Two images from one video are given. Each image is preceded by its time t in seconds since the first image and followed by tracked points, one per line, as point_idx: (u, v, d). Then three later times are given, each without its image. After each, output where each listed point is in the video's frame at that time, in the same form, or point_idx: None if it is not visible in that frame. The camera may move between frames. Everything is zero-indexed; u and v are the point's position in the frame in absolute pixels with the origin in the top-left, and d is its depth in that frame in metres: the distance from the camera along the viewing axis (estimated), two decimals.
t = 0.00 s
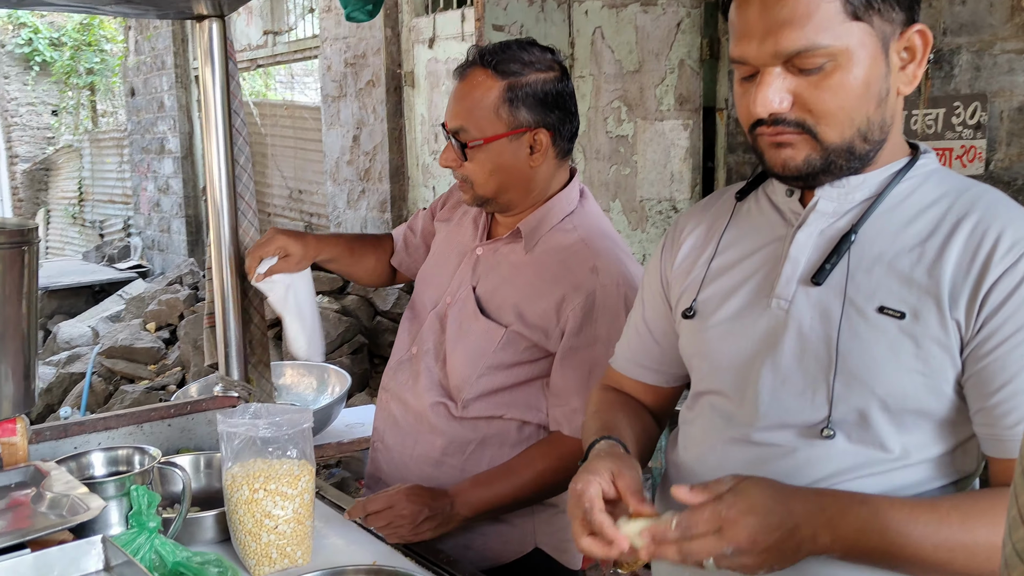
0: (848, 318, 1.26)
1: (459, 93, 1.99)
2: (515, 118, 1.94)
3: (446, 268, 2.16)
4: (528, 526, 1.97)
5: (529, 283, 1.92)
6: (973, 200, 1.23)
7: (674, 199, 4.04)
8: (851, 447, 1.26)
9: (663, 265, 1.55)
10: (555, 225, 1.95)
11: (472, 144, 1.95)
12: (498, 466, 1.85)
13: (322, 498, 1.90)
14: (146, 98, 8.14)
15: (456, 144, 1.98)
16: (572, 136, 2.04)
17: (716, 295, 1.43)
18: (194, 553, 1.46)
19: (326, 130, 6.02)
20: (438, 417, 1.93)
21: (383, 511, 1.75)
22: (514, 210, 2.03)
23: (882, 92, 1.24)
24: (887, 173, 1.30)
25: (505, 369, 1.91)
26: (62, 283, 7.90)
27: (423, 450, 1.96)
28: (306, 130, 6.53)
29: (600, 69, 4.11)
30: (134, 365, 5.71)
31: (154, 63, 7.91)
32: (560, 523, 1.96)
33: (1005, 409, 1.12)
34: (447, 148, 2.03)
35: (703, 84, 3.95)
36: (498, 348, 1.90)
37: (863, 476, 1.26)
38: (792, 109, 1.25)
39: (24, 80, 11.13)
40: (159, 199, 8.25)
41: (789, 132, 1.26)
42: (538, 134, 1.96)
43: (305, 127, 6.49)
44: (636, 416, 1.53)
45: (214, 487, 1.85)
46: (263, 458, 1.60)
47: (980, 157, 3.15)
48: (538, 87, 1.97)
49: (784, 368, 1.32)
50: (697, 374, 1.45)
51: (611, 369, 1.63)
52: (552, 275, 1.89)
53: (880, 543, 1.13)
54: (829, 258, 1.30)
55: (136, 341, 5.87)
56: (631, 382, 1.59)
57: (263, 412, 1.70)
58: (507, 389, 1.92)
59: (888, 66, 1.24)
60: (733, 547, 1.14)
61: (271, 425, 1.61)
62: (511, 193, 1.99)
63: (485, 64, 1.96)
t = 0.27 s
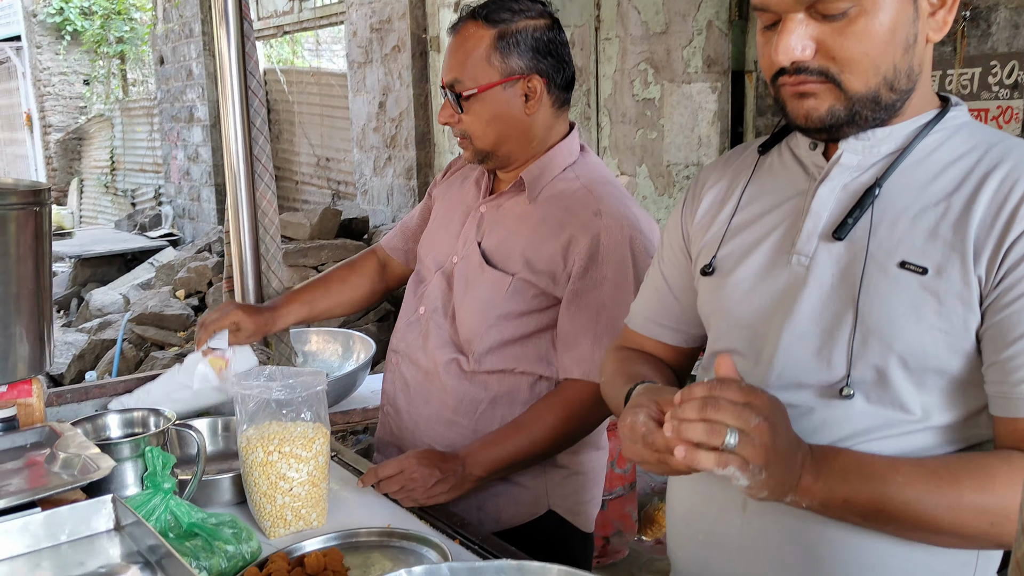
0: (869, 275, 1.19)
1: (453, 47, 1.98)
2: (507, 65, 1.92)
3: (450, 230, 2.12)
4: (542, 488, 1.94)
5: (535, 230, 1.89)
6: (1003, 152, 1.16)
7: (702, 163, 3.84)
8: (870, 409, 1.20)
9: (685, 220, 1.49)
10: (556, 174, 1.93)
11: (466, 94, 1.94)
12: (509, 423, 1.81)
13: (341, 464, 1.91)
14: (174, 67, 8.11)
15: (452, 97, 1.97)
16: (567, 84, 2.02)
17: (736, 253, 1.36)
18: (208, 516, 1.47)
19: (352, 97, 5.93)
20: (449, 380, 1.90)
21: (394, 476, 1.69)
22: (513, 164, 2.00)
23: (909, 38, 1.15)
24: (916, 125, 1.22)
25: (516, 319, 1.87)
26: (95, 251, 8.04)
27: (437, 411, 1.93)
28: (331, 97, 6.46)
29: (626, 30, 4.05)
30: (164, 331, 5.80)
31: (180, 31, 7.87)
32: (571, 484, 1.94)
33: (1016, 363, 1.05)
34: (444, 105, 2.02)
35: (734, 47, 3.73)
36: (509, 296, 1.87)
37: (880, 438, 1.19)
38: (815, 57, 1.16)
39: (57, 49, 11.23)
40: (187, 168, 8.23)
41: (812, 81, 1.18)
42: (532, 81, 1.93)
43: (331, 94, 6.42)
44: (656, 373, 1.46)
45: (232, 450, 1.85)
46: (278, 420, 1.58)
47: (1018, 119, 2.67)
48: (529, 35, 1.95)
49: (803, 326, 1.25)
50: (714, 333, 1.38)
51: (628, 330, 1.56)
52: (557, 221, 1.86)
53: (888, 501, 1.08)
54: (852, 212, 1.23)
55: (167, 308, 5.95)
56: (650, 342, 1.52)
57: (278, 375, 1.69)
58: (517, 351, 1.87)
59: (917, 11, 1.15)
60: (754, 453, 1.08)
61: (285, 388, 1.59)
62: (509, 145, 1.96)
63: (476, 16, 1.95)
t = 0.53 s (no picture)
0: (888, 231, 1.14)
1: (436, 8, 1.92)
2: (491, 25, 1.85)
3: (446, 191, 2.08)
4: (556, 451, 1.92)
5: (536, 182, 1.86)
6: None
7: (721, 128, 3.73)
8: (887, 370, 1.14)
9: (701, 175, 1.43)
10: (553, 127, 1.90)
11: (451, 57, 1.87)
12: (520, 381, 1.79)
13: (354, 430, 1.91)
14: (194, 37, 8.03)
15: (437, 61, 1.90)
16: (553, 39, 1.94)
17: (753, 209, 1.30)
18: (221, 479, 1.47)
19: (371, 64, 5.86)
20: (461, 342, 1.88)
21: (408, 442, 1.67)
22: (503, 125, 1.95)
23: None
24: (940, 76, 1.15)
25: (523, 273, 1.85)
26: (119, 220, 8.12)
27: (450, 374, 1.91)
28: (350, 64, 6.38)
29: None
30: (187, 300, 5.85)
31: None
32: (583, 446, 1.92)
33: None
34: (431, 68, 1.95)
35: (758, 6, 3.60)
36: (516, 249, 1.84)
37: (896, 400, 1.15)
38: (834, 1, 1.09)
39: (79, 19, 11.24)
40: (209, 137, 8.22)
41: (830, 28, 1.11)
42: (517, 39, 1.87)
43: (350, 62, 6.34)
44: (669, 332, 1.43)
45: (247, 415, 1.85)
46: (290, 385, 1.57)
47: None
48: None
49: (818, 283, 1.19)
50: (728, 292, 1.33)
51: (638, 286, 1.52)
52: (557, 172, 1.84)
53: (915, 468, 1.00)
54: (872, 164, 1.17)
55: (189, 277, 6.00)
56: (660, 298, 1.48)
57: (289, 339, 1.67)
58: (527, 307, 1.86)
59: None
60: (751, 413, 0.99)
61: (295, 351, 1.57)
62: (498, 106, 1.91)
63: None
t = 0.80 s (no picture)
0: (917, 200, 1.09)
1: None
2: None
3: (449, 164, 2.04)
4: (573, 423, 1.91)
5: (537, 148, 1.82)
6: None
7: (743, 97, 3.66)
8: (913, 344, 1.09)
9: (725, 141, 1.38)
10: (551, 93, 1.85)
11: (443, 30, 1.81)
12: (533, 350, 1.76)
13: (372, 405, 1.90)
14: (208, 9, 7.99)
15: (430, 35, 1.84)
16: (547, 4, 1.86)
17: (777, 178, 1.26)
18: (239, 454, 1.47)
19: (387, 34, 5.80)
20: (475, 315, 1.86)
21: (423, 418, 1.65)
22: (501, 94, 1.92)
23: None
24: (972, 40, 1.09)
25: (531, 240, 1.83)
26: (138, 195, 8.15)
27: (465, 348, 1.89)
28: (365, 35, 6.31)
29: None
30: (206, 273, 5.88)
31: None
32: (602, 418, 1.91)
33: None
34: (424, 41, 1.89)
35: None
36: (520, 217, 1.81)
37: (922, 374, 1.09)
38: None
39: None
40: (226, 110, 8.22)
41: None
42: (508, 8, 1.80)
43: (365, 32, 6.27)
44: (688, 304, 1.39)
45: (264, 389, 1.84)
46: (306, 359, 1.56)
47: None
48: None
49: (844, 254, 1.15)
50: (750, 263, 1.29)
51: (656, 257, 1.48)
52: (557, 137, 1.80)
53: (944, 443, 0.97)
54: (901, 132, 1.11)
55: (207, 250, 6.03)
56: (678, 269, 1.44)
57: (305, 314, 1.65)
58: (538, 276, 1.84)
59: None
60: (787, 372, 0.95)
61: (312, 326, 1.56)
62: (494, 76, 1.87)
63: None
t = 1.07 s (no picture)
0: (953, 174, 1.04)
1: None
2: None
3: (464, 142, 2.02)
4: (594, 400, 1.89)
5: (550, 124, 1.79)
6: None
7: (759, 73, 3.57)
8: (948, 320, 1.05)
9: (752, 115, 1.35)
10: (563, 69, 1.81)
11: (450, 10, 1.75)
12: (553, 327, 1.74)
13: (395, 384, 1.90)
14: None
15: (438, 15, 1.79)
16: None
17: (807, 150, 1.22)
18: (263, 433, 1.47)
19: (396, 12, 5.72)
20: (492, 293, 1.84)
21: (444, 399, 1.63)
22: (512, 71, 1.87)
23: None
24: (1010, 7, 1.03)
25: (545, 217, 1.80)
26: (150, 176, 8.17)
27: (483, 325, 1.87)
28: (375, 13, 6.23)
29: None
30: (219, 254, 5.89)
31: None
32: (625, 394, 1.90)
33: None
34: (433, 22, 1.83)
35: None
36: (534, 193, 1.78)
37: (957, 351, 1.05)
38: None
39: None
40: (237, 90, 8.18)
41: None
42: None
43: (375, 10, 6.19)
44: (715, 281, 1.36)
45: (285, 369, 1.84)
46: (328, 338, 1.55)
47: None
48: None
49: (877, 229, 1.11)
50: (780, 238, 1.26)
51: (684, 233, 1.46)
52: (570, 112, 1.77)
53: (982, 420, 0.95)
54: (935, 103, 1.06)
55: (220, 231, 6.03)
56: (705, 246, 1.42)
57: (326, 292, 1.64)
58: (556, 252, 1.82)
59: None
60: (829, 367, 0.92)
61: (334, 305, 1.55)
62: (505, 54, 1.82)
63: None
